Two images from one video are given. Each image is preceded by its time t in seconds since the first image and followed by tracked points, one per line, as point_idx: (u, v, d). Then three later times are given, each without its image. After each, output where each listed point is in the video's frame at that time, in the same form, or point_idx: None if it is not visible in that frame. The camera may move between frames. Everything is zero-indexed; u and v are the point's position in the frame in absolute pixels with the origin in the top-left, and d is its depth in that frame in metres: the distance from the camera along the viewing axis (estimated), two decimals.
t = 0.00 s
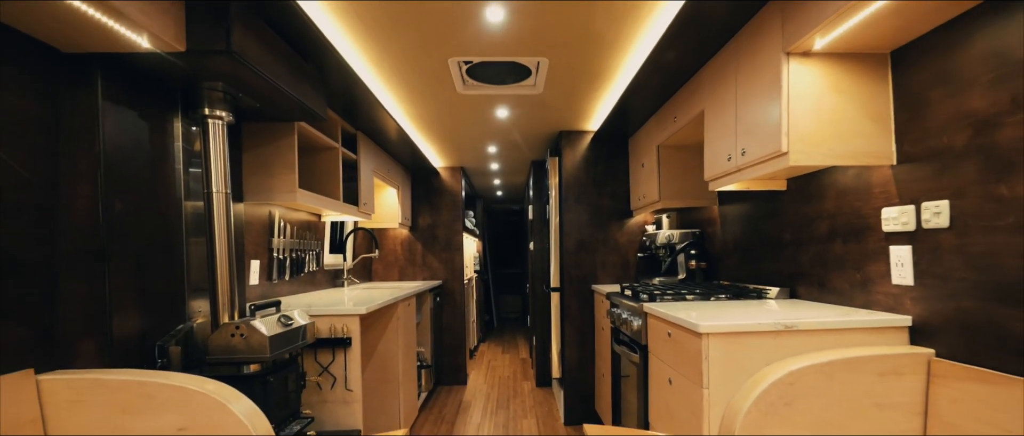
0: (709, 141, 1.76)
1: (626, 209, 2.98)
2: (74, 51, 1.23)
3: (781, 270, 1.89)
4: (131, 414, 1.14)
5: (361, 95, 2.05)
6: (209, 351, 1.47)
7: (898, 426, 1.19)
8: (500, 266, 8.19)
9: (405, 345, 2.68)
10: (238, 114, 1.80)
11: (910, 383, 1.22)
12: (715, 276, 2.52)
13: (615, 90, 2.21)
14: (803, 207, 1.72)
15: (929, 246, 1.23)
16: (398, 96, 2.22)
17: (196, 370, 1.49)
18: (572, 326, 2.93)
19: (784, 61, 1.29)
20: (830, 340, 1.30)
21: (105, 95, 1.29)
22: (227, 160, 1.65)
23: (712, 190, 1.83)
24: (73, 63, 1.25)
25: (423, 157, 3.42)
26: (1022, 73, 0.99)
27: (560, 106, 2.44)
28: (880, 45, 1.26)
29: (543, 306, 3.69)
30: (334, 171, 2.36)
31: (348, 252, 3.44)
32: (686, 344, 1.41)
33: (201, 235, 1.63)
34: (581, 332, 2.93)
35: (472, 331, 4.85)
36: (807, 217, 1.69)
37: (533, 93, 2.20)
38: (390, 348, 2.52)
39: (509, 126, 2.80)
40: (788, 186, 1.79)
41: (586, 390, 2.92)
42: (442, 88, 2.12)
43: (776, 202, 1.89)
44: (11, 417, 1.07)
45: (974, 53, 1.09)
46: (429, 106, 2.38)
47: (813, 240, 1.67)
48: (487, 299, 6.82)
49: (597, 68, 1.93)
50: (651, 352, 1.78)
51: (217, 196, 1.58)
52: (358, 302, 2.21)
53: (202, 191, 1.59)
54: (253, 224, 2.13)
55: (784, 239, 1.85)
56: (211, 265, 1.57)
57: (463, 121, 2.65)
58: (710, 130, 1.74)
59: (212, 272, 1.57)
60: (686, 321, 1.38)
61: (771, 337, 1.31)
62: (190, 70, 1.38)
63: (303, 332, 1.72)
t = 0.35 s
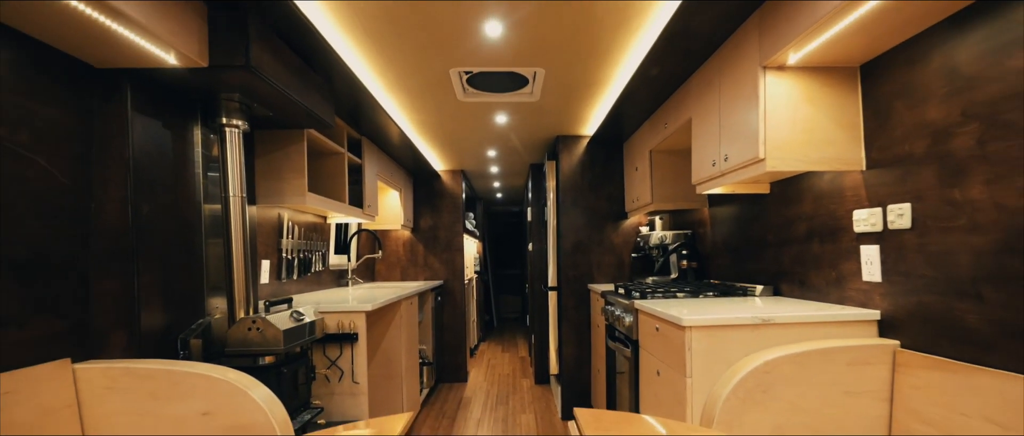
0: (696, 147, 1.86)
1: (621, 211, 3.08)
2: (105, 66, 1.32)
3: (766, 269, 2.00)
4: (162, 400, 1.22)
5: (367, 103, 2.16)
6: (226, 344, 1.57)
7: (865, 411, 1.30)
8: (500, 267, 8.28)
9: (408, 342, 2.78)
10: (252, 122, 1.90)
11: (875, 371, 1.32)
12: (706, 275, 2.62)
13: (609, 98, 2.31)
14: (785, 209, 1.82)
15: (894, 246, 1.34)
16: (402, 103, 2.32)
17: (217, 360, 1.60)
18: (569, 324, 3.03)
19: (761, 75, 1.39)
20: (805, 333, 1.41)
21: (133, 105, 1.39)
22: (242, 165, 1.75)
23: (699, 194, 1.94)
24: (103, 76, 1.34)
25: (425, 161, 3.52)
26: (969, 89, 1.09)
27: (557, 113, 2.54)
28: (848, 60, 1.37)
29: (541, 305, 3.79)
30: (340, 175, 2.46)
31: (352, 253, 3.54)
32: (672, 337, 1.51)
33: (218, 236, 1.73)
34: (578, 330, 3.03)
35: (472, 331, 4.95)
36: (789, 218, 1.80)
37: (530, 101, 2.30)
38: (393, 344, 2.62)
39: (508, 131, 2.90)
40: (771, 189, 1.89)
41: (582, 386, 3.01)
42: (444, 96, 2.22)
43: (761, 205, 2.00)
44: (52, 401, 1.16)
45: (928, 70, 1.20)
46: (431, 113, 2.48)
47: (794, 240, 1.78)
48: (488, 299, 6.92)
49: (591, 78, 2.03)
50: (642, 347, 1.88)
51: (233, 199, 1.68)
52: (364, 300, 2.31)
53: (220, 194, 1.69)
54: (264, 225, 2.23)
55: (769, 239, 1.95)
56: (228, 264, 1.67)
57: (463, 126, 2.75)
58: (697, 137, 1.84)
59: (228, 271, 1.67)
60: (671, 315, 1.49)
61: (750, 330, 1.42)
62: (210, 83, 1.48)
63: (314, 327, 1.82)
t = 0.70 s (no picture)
0: (685, 153, 1.96)
1: (617, 213, 3.18)
2: (129, 79, 1.41)
3: (753, 268, 2.10)
4: (184, 389, 1.31)
5: (372, 110, 2.25)
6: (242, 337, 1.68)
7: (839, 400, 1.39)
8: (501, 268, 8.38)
9: (410, 339, 2.88)
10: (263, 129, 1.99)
11: (848, 363, 1.42)
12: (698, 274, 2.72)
13: (603, 105, 2.41)
14: (769, 211, 1.92)
15: (865, 247, 1.44)
16: (405, 110, 2.41)
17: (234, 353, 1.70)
18: (567, 323, 3.12)
19: (743, 87, 1.49)
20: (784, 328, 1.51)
21: (156, 115, 1.48)
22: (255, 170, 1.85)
23: (689, 197, 2.03)
24: (127, 89, 1.43)
25: (426, 164, 3.62)
26: (928, 104, 1.19)
27: (554, 119, 2.63)
28: (822, 74, 1.47)
29: (540, 304, 3.89)
30: (346, 179, 2.56)
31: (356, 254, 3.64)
32: (660, 332, 1.62)
33: (233, 237, 1.83)
34: (575, 328, 3.12)
35: (473, 330, 5.00)
36: (773, 221, 1.90)
37: (528, 107, 2.40)
38: (397, 341, 2.72)
39: (508, 136, 3.00)
40: (757, 193, 2.00)
41: (580, 382, 3.11)
42: (445, 103, 2.31)
43: (748, 207, 2.10)
44: (87, 390, 1.25)
45: (893, 85, 1.29)
46: (433, 119, 2.58)
47: (778, 241, 1.88)
48: (488, 299, 7.02)
49: (587, 88, 2.12)
50: (634, 342, 1.98)
51: (247, 203, 1.78)
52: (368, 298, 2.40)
53: (234, 199, 1.79)
54: (273, 226, 2.33)
55: (756, 240, 2.05)
56: (243, 264, 1.77)
57: (464, 131, 2.85)
58: (686, 143, 1.94)
59: (243, 270, 1.77)
60: (659, 311, 1.59)
61: (732, 324, 1.53)
62: (228, 95, 1.58)
63: (322, 324, 1.92)
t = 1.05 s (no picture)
0: (677, 159, 2.06)
1: (613, 215, 3.28)
2: (158, 94, 1.52)
3: (741, 269, 2.20)
4: (206, 380, 1.42)
5: (378, 118, 2.36)
6: (258, 334, 1.78)
7: (816, 392, 1.49)
8: (501, 268, 8.48)
9: (414, 338, 2.99)
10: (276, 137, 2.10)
11: (825, 357, 1.52)
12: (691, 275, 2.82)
13: (598, 113, 2.51)
14: (756, 215, 2.03)
15: (842, 248, 1.54)
16: (409, 118, 2.52)
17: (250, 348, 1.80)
18: (566, 322, 3.21)
19: (727, 100, 1.59)
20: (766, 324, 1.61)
21: (181, 126, 1.59)
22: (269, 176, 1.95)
23: (680, 201, 2.14)
24: (154, 100, 1.54)
25: (428, 168, 3.72)
26: (895, 117, 1.30)
27: (552, 125, 2.74)
28: (801, 87, 1.57)
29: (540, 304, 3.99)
30: (352, 183, 2.67)
31: (361, 255, 3.74)
32: (651, 328, 1.72)
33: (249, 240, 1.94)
34: (574, 327, 3.22)
35: (472, 328, 4.99)
36: (759, 223, 2.00)
37: (527, 115, 2.50)
38: (401, 339, 2.82)
39: (507, 141, 3.10)
40: (745, 197, 2.10)
41: (578, 379, 3.21)
42: (448, 112, 2.42)
43: (737, 211, 2.20)
44: (116, 381, 1.35)
45: (864, 99, 1.40)
46: (436, 126, 2.68)
47: (764, 243, 1.98)
48: (489, 299, 7.13)
49: (583, 97, 2.23)
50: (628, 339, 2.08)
51: (262, 207, 1.89)
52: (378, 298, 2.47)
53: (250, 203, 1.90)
54: (284, 229, 2.44)
55: (744, 242, 2.15)
56: (258, 265, 1.87)
57: (466, 137, 2.95)
58: (677, 150, 2.05)
59: (258, 271, 1.87)
60: (650, 309, 1.70)
61: (717, 321, 1.64)
62: (245, 106, 1.68)
63: (332, 322, 2.02)
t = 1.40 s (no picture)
0: (669, 164, 2.15)
1: (611, 217, 3.38)
2: (180, 104, 1.61)
3: (733, 269, 2.29)
4: (222, 373, 1.50)
5: (384, 124, 2.45)
6: (271, 330, 1.87)
7: (800, 385, 1.58)
8: (501, 269, 8.58)
9: (417, 336, 3.07)
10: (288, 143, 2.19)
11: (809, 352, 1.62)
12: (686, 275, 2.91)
13: (596, 119, 2.61)
14: (746, 218, 2.12)
15: (825, 250, 1.63)
16: (414, 124, 2.61)
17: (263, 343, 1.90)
18: (565, 321, 3.30)
19: (716, 110, 1.69)
20: (754, 321, 1.71)
21: (200, 133, 1.67)
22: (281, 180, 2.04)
23: (673, 204, 2.23)
24: (177, 111, 1.63)
25: (430, 170, 3.82)
26: (870, 127, 1.39)
27: (551, 131, 2.83)
28: (785, 98, 1.67)
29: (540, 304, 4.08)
30: (358, 186, 2.76)
31: (365, 255, 3.83)
32: (645, 325, 1.81)
33: (262, 241, 2.02)
34: (573, 325, 3.31)
35: (474, 328, 5.09)
36: (749, 226, 2.10)
37: (527, 121, 2.59)
38: (405, 337, 2.91)
39: (508, 146, 3.19)
40: (736, 200, 2.19)
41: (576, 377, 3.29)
42: (451, 118, 2.51)
43: (729, 213, 2.30)
44: (141, 374, 1.44)
45: (842, 110, 1.49)
46: (439, 132, 2.77)
47: (753, 244, 2.08)
48: (489, 299, 7.22)
49: (580, 104, 2.32)
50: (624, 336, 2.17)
51: (275, 211, 1.96)
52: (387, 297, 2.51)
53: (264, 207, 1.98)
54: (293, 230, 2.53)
55: (735, 243, 2.25)
56: (271, 266, 1.94)
57: (468, 142, 3.04)
58: (670, 156, 2.14)
59: (270, 272, 1.95)
60: (643, 307, 1.79)
61: (707, 319, 1.73)
62: (259, 116, 1.77)
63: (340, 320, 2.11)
